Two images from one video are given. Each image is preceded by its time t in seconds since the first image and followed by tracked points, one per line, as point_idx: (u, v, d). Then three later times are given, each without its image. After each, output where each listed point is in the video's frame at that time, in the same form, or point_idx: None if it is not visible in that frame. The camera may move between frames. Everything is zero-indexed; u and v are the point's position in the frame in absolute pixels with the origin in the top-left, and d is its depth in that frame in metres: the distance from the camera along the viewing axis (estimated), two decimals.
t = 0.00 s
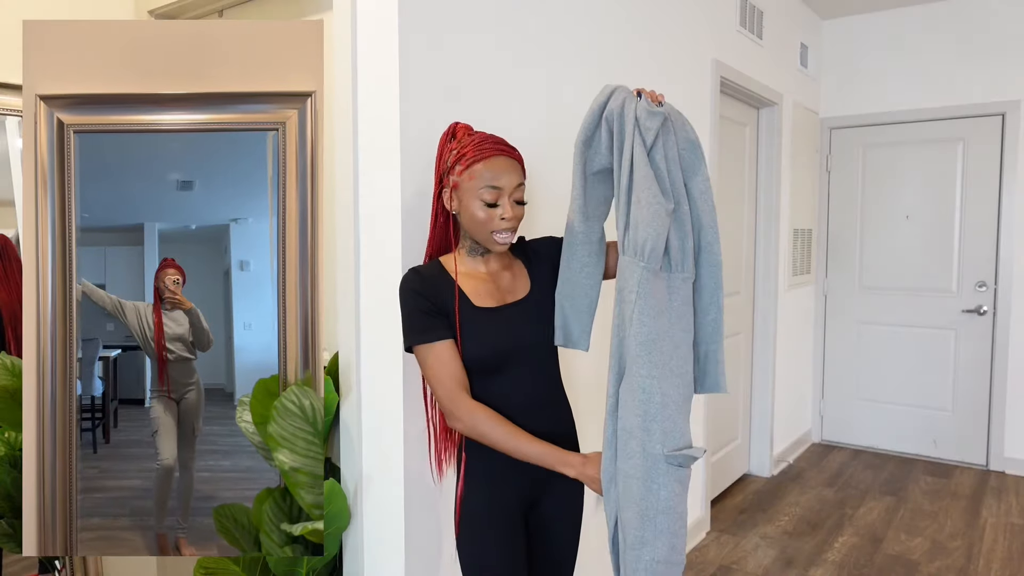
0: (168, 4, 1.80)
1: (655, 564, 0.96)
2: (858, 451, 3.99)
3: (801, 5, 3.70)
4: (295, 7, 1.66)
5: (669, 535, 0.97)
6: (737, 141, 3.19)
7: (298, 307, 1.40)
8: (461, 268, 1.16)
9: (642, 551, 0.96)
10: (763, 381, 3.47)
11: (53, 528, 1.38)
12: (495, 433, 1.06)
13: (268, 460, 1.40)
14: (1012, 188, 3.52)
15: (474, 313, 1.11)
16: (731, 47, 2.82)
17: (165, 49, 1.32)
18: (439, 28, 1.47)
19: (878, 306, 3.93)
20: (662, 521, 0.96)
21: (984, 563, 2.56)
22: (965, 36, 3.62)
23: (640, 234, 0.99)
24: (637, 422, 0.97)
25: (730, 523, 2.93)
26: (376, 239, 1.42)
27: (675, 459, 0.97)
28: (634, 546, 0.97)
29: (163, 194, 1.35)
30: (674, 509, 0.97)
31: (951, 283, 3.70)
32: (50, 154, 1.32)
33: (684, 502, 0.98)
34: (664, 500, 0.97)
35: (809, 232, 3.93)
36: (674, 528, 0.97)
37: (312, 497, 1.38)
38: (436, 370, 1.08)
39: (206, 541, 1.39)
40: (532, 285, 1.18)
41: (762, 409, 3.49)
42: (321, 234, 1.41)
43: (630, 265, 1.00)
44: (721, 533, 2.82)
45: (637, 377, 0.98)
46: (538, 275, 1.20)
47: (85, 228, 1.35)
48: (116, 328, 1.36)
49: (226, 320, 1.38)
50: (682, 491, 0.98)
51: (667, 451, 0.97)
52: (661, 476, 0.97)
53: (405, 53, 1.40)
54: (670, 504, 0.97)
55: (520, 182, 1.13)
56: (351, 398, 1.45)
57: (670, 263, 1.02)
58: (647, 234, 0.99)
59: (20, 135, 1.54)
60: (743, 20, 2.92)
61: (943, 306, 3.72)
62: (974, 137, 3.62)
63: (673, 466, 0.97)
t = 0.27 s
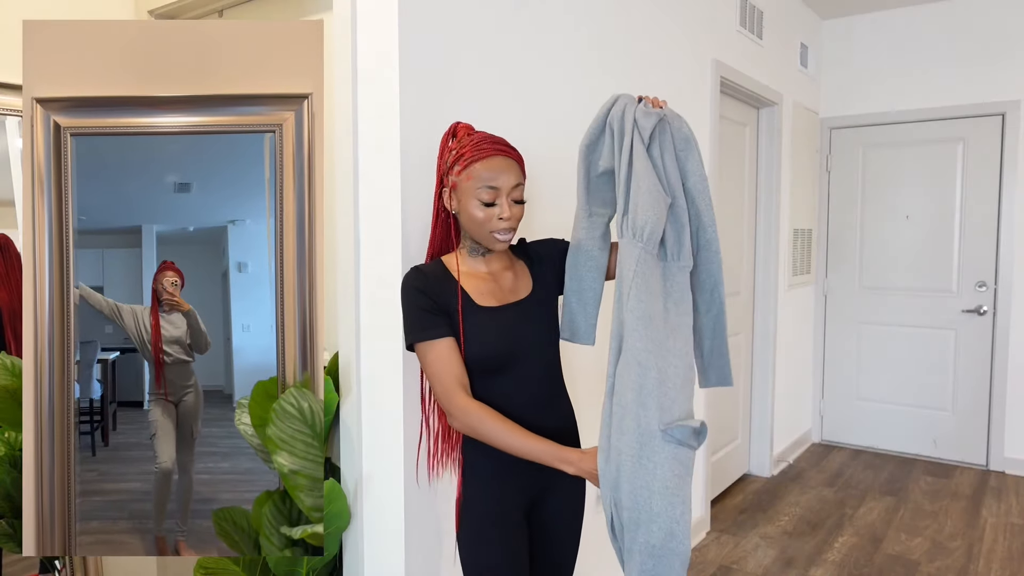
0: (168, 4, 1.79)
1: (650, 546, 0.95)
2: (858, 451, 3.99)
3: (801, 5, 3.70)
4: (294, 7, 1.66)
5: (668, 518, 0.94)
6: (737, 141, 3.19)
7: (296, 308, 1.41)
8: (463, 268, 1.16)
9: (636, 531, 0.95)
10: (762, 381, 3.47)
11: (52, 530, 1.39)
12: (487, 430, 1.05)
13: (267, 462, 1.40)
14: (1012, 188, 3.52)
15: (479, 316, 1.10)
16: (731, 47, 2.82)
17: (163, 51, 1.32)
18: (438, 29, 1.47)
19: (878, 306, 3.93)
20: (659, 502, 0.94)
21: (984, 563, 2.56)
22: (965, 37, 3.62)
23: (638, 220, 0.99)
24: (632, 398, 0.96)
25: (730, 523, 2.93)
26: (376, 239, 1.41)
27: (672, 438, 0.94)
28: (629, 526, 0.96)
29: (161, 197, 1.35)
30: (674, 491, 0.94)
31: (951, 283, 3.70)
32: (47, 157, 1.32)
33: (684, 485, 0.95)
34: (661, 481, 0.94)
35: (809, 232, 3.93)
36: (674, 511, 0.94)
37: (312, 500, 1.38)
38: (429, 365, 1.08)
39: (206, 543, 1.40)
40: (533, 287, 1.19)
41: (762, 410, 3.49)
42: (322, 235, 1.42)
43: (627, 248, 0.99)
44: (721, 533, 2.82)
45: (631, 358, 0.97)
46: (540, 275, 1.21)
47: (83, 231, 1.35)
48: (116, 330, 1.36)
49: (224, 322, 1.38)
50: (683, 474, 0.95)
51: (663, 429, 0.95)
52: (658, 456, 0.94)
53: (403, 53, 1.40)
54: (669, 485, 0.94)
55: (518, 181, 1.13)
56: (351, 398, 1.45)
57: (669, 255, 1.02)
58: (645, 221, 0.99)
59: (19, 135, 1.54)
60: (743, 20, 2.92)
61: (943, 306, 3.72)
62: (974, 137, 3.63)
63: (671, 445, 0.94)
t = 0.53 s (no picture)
0: (168, 4, 1.80)
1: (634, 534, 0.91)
2: (858, 451, 3.99)
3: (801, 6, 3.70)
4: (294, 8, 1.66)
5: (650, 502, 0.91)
6: (737, 141, 3.19)
7: (295, 311, 1.42)
8: (466, 267, 1.15)
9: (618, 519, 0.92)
10: (762, 381, 3.47)
11: (52, 533, 1.39)
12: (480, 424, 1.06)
13: (266, 464, 1.40)
14: (1012, 188, 3.52)
15: (482, 316, 1.10)
16: (731, 47, 2.82)
17: (162, 54, 1.33)
18: (436, 31, 1.47)
19: (878, 306, 3.93)
20: (639, 485, 0.91)
21: (984, 563, 2.56)
22: (964, 37, 3.63)
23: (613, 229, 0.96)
24: (606, 382, 0.93)
25: (730, 523, 2.93)
26: (376, 238, 1.41)
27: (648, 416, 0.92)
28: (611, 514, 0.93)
29: (160, 199, 1.35)
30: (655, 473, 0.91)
31: (951, 283, 3.71)
32: (45, 160, 1.33)
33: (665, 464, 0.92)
34: (639, 463, 0.91)
35: (809, 232, 3.93)
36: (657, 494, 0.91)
37: (311, 501, 1.38)
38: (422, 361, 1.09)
39: (205, 545, 1.40)
40: (536, 288, 1.18)
41: (762, 410, 3.49)
42: (320, 237, 1.41)
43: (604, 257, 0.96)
44: (721, 533, 2.82)
45: (603, 350, 0.94)
46: (544, 275, 1.20)
47: (81, 234, 1.35)
48: (114, 333, 1.36)
49: (222, 324, 1.38)
50: (663, 454, 0.92)
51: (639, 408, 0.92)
52: (635, 437, 0.91)
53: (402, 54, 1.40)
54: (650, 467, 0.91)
55: (518, 176, 1.13)
56: (351, 398, 1.45)
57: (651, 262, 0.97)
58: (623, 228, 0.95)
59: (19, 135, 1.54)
60: (743, 20, 2.92)
61: (943, 306, 3.72)
62: (974, 137, 3.63)
63: (649, 424, 0.92)
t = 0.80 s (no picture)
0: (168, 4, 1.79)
1: (593, 516, 0.97)
2: (858, 451, 3.99)
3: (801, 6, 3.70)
4: (294, 7, 1.66)
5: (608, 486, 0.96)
6: (737, 141, 3.19)
7: (292, 311, 1.39)
8: (465, 269, 1.15)
9: (578, 503, 0.97)
10: (762, 381, 3.47)
11: (49, 535, 1.39)
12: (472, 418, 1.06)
13: (264, 464, 1.40)
14: (1012, 188, 3.52)
15: (481, 317, 1.10)
16: (731, 47, 2.82)
17: (160, 54, 1.32)
18: (435, 30, 1.47)
19: (879, 306, 3.93)
20: (597, 470, 0.95)
21: (984, 563, 2.56)
22: (964, 37, 3.63)
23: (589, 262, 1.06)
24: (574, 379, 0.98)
25: (730, 523, 2.93)
26: (376, 238, 1.43)
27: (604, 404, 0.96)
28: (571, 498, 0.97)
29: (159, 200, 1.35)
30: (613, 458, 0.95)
31: (950, 283, 3.71)
32: (43, 161, 1.32)
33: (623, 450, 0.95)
34: (595, 449, 0.95)
35: (809, 232, 3.93)
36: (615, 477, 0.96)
37: (310, 502, 1.37)
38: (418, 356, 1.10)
39: (204, 547, 1.40)
40: (539, 288, 1.18)
41: (762, 410, 3.49)
42: (316, 237, 1.39)
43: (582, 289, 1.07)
44: (721, 533, 2.82)
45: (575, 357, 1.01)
46: (548, 277, 1.19)
47: (79, 236, 1.35)
48: (112, 334, 1.35)
49: (220, 325, 1.37)
50: (620, 439, 0.95)
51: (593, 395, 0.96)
52: (590, 424, 0.95)
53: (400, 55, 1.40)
54: (607, 452, 0.95)
55: (514, 173, 1.12)
56: (351, 398, 1.45)
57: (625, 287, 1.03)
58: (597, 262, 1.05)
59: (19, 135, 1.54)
60: (743, 20, 2.92)
61: (943, 306, 3.72)
62: (974, 137, 3.63)
63: (605, 411, 0.95)
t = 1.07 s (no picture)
0: (168, 4, 1.79)
1: (554, 528, 0.98)
2: (858, 451, 3.99)
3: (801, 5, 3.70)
4: (294, 8, 1.66)
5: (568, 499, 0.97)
6: (737, 141, 3.19)
7: (290, 312, 1.39)
8: (468, 267, 1.15)
9: (540, 516, 0.98)
10: (762, 381, 3.47)
11: (48, 536, 1.39)
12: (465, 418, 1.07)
13: (262, 464, 1.40)
14: (1012, 187, 3.52)
15: (480, 318, 1.10)
16: (731, 47, 2.82)
17: (158, 54, 1.32)
18: (434, 31, 1.47)
19: (879, 306, 3.93)
20: (558, 483, 0.96)
21: (984, 563, 2.56)
22: (964, 37, 3.63)
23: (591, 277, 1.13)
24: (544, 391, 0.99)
25: (730, 523, 2.93)
26: (376, 239, 1.43)
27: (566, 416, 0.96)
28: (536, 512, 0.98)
29: (156, 201, 1.35)
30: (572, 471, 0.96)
31: (950, 282, 3.71)
32: (40, 162, 1.32)
33: (583, 464, 0.95)
34: (557, 463, 0.95)
35: (809, 232, 3.93)
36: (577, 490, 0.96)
37: (309, 502, 1.36)
38: (414, 348, 1.11)
39: (202, 548, 1.40)
40: (542, 288, 1.18)
41: (762, 410, 3.48)
42: (314, 237, 1.39)
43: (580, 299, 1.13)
44: (721, 533, 2.82)
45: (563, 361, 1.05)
46: (550, 276, 1.19)
47: (77, 236, 1.34)
48: (110, 335, 1.35)
49: (218, 326, 1.37)
50: (581, 453, 0.95)
51: (557, 406, 0.97)
52: (552, 437, 0.95)
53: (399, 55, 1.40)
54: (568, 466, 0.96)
55: (513, 173, 1.12)
56: (351, 398, 1.45)
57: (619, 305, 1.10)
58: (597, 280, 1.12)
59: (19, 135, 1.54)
60: (743, 20, 2.92)
61: (943, 305, 3.73)
62: (973, 137, 3.63)
63: (566, 423, 0.96)
